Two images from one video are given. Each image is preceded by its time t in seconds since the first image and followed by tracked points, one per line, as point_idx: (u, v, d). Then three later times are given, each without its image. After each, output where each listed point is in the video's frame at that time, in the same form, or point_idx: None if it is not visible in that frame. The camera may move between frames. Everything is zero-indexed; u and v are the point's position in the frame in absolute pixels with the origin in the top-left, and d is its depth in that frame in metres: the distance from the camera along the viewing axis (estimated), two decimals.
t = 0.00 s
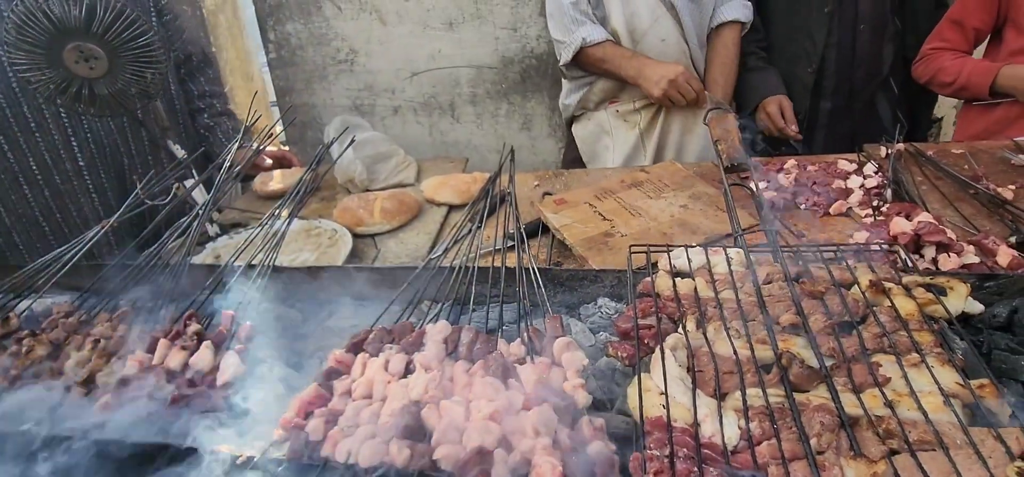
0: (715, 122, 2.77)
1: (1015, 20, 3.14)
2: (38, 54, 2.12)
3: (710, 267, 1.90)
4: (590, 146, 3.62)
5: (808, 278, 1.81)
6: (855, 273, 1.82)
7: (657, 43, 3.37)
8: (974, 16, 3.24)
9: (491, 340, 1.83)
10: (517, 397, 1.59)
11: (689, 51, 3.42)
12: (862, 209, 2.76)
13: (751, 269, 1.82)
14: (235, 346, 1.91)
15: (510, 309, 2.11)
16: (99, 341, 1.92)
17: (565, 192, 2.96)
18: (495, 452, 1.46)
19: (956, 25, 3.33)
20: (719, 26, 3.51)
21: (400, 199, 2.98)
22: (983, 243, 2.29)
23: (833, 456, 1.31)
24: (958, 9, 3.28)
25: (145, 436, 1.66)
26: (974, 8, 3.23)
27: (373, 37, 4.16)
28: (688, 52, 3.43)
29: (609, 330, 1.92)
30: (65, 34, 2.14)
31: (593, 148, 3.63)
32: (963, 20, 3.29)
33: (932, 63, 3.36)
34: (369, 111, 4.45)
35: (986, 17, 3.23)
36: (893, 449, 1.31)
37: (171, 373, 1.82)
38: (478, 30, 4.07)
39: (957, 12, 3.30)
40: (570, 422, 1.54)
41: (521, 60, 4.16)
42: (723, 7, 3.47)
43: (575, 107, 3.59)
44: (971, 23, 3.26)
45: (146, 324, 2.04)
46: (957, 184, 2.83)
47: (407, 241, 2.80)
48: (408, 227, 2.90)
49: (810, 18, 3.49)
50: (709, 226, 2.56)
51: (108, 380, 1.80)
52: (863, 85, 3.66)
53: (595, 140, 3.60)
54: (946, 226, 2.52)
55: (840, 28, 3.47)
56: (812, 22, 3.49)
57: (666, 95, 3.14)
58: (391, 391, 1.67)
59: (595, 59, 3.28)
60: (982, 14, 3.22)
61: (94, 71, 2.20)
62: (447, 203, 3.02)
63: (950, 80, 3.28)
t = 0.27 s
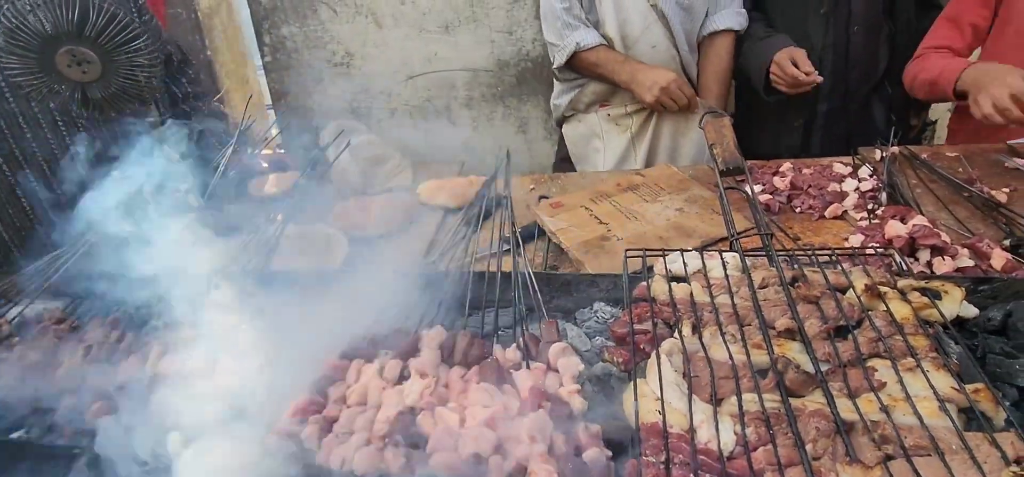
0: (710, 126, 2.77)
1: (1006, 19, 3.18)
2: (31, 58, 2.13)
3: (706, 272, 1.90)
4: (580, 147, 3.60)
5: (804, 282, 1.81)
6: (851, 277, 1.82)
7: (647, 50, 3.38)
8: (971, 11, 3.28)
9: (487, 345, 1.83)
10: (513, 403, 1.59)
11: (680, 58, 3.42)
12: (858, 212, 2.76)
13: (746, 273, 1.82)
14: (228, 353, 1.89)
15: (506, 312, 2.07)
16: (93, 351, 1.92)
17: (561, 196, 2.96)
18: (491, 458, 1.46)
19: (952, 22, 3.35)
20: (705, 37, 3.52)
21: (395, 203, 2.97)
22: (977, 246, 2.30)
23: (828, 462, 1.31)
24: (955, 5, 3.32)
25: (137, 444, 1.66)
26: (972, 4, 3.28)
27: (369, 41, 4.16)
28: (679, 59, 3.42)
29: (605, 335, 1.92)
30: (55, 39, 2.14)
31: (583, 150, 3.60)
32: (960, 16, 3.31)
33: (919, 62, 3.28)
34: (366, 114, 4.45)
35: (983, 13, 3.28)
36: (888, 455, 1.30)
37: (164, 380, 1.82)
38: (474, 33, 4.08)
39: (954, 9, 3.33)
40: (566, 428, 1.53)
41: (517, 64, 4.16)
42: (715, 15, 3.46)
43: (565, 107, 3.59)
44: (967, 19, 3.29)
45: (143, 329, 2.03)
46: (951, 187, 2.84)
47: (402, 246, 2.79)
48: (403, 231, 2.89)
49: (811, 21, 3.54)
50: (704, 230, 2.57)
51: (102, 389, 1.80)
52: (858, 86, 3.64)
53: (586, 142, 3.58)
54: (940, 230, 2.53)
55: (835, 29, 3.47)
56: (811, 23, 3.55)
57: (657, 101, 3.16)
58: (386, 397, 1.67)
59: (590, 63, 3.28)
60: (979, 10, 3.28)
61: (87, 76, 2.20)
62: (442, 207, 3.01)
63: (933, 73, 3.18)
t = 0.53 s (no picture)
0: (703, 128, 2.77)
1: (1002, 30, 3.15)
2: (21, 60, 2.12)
3: (698, 274, 1.89)
4: (574, 149, 3.60)
5: (795, 284, 1.81)
6: (842, 279, 1.82)
7: (636, 54, 3.38)
8: (960, 25, 3.20)
9: (479, 349, 1.82)
10: (504, 407, 1.58)
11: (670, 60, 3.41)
12: (850, 214, 2.77)
13: (738, 276, 1.81)
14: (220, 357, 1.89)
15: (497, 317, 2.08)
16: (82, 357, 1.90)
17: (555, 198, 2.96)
18: (481, 463, 1.45)
19: (941, 37, 3.26)
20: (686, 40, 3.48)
21: (388, 205, 2.96)
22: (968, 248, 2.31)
23: (819, 465, 1.31)
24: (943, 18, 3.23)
25: (125, 450, 1.65)
26: (959, 18, 3.19)
27: (363, 43, 4.15)
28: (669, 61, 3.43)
29: (598, 338, 1.92)
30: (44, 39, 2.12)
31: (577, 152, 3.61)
32: (950, 30, 3.22)
33: (911, 75, 3.25)
34: (360, 117, 4.43)
35: (972, 27, 3.19)
36: (879, 458, 1.30)
37: (152, 384, 1.81)
38: (468, 36, 4.07)
39: (943, 24, 3.24)
40: (557, 432, 1.53)
41: (512, 66, 4.16)
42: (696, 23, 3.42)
43: (559, 111, 3.57)
44: (956, 33, 3.21)
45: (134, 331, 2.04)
46: (942, 189, 2.85)
47: (395, 249, 2.78)
48: (396, 234, 2.88)
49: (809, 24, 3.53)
50: (697, 232, 2.57)
51: (88, 395, 1.78)
52: (857, 86, 3.64)
53: (580, 144, 3.58)
54: (932, 232, 2.54)
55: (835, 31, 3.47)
56: (811, 25, 3.53)
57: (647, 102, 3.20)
58: (376, 401, 1.66)
59: (583, 66, 3.28)
60: (967, 25, 3.19)
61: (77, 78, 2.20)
62: (436, 209, 3.00)
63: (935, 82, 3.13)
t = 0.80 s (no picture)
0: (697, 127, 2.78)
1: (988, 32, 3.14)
2: (13, 59, 2.11)
3: (693, 271, 1.90)
4: (563, 145, 3.60)
5: (790, 281, 1.81)
6: (836, 276, 1.83)
7: (621, 58, 3.37)
8: (945, 29, 3.15)
9: (474, 346, 1.82)
10: (500, 403, 1.58)
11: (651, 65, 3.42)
12: (844, 213, 2.78)
13: (734, 273, 1.82)
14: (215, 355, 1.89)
15: (492, 314, 2.08)
16: (74, 354, 1.88)
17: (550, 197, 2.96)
18: (477, 459, 1.45)
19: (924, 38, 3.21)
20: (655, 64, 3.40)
21: (384, 204, 2.96)
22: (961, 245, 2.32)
23: (814, 460, 1.31)
24: (928, 21, 3.16)
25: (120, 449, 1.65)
26: (946, 23, 3.13)
27: (358, 43, 4.14)
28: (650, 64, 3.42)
29: (593, 335, 1.92)
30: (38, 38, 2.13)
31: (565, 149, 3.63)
32: (934, 33, 3.17)
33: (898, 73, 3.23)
34: (356, 117, 4.43)
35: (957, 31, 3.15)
36: (873, 452, 1.31)
37: (146, 383, 1.80)
38: (464, 36, 4.08)
39: (926, 25, 3.18)
40: (553, 429, 1.53)
41: (507, 66, 4.16)
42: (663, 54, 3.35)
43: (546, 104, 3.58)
44: (941, 36, 3.16)
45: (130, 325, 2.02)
46: (935, 188, 2.87)
47: (391, 248, 2.78)
48: (392, 233, 2.88)
49: (804, 28, 3.56)
50: (691, 231, 2.58)
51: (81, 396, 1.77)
52: (856, 87, 3.69)
53: (568, 140, 3.59)
54: (926, 230, 2.55)
55: (832, 32, 3.49)
56: (807, 27, 3.55)
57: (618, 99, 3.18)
58: (372, 399, 1.66)
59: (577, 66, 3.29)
60: (953, 28, 3.14)
61: (69, 76, 2.21)
62: (432, 208, 3.00)
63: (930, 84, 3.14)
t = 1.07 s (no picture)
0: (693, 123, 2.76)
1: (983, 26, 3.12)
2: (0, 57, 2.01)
3: (688, 267, 1.87)
4: (559, 144, 3.58)
5: (786, 277, 1.79)
6: (833, 271, 1.81)
7: (620, 52, 3.35)
8: (953, 14, 3.15)
9: (466, 344, 1.79)
10: (492, 401, 1.56)
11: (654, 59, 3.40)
12: (840, 209, 2.76)
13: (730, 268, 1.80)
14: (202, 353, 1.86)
15: (484, 311, 2.03)
16: (57, 353, 1.83)
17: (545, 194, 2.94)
18: (468, 458, 1.42)
19: (930, 28, 3.21)
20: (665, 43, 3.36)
21: (377, 202, 2.93)
22: (959, 242, 2.30)
23: (811, 457, 1.28)
24: (935, 8, 3.18)
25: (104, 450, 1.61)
26: (953, 8, 3.15)
27: (352, 41, 4.11)
28: (653, 58, 3.39)
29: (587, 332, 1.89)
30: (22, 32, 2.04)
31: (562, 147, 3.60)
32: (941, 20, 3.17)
33: (900, 74, 3.17)
34: (349, 116, 4.39)
35: (964, 16, 3.15)
36: (871, 449, 1.28)
37: (131, 382, 1.76)
38: (459, 34, 4.05)
39: (933, 12, 3.19)
40: (546, 427, 1.50)
41: (502, 65, 4.13)
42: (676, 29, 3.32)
43: (542, 106, 3.57)
44: (950, 22, 3.16)
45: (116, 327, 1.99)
46: (932, 184, 2.86)
47: (383, 246, 2.74)
48: (385, 231, 2.85)
49: (800, 26, 3.51)
50: (687, 228, 2.55)
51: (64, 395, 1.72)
52: (853, 87, 3.69)
53: (563, 138, 3.56)
54: (922, 226, 2.53)
55: (831, 29, 3.47)
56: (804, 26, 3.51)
57: (622, 94, 3.14)
58: (361, 398, 1.63)
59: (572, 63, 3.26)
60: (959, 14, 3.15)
61: (56, 71, 2.09)
62: (425, 206, 2.97)
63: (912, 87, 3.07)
